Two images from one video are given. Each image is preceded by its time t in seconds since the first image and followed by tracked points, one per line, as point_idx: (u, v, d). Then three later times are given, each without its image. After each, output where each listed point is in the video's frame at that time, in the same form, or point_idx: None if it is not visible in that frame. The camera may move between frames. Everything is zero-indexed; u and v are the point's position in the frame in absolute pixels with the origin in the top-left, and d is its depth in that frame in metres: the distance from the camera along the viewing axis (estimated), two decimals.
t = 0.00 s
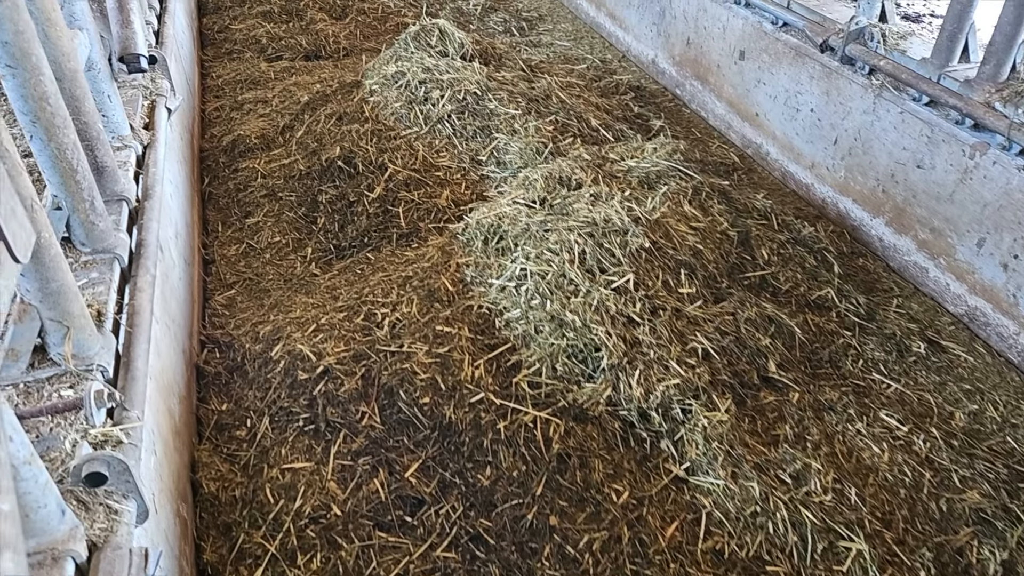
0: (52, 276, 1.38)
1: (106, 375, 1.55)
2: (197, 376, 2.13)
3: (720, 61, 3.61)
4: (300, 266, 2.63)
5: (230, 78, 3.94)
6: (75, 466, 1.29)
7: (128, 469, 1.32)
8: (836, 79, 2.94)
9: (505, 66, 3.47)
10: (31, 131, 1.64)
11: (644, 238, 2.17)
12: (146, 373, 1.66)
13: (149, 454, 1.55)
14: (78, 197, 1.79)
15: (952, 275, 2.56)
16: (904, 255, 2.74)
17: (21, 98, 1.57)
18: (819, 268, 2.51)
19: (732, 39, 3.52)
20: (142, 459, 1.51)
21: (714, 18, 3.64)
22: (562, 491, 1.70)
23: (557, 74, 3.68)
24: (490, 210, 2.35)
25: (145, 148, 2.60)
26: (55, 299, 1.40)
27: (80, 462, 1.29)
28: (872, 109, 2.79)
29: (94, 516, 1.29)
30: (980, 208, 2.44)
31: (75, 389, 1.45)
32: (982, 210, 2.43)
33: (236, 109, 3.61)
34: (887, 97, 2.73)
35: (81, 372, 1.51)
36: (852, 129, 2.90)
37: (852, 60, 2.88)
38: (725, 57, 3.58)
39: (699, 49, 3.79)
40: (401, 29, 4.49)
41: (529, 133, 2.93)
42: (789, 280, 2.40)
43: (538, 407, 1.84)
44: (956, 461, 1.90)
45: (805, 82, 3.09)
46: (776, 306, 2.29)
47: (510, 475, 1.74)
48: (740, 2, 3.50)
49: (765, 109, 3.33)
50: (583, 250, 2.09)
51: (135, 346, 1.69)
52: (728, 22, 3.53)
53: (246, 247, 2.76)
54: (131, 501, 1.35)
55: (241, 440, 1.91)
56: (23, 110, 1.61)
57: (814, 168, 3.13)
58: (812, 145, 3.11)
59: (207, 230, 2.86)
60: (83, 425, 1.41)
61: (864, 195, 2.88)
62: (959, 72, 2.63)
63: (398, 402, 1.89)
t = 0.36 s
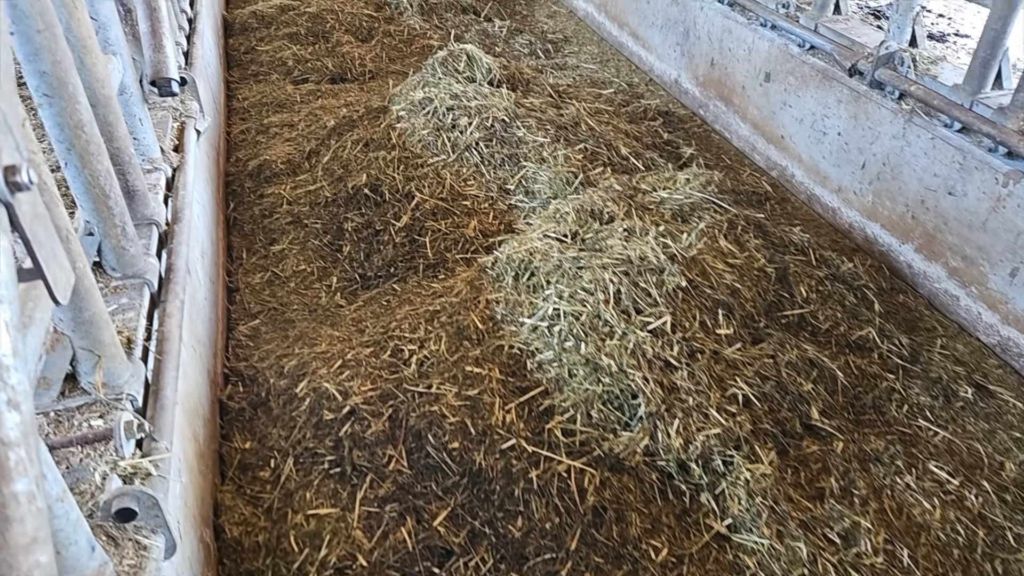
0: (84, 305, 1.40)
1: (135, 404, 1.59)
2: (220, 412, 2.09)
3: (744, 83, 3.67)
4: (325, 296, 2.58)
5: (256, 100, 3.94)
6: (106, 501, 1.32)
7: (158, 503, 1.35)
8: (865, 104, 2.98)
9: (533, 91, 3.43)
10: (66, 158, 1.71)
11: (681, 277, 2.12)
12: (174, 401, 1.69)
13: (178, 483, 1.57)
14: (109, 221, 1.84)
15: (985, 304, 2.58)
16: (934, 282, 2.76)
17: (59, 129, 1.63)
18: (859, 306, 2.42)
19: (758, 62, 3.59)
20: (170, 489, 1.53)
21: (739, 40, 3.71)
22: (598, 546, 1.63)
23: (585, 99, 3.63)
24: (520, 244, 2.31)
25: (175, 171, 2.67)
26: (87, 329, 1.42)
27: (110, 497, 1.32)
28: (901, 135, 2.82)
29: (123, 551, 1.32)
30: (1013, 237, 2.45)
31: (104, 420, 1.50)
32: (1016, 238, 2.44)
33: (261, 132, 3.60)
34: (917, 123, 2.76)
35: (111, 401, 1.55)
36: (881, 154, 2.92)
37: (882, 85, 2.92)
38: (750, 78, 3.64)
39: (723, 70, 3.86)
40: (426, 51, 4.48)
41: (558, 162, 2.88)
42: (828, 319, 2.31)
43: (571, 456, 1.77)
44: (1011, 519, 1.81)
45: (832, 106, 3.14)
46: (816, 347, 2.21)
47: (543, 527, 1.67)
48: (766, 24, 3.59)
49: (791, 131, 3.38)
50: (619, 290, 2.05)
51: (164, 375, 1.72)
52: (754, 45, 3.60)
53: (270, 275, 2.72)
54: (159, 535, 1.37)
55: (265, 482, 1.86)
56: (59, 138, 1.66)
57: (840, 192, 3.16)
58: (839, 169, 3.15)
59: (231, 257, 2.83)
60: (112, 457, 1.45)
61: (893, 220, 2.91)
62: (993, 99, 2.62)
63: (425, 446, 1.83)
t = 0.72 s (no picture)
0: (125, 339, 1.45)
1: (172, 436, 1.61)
2: (248, 452, 2.03)
3: (775, 109, 3.73)
4: (355, 331, 2.54)
5: (287, 126, 3.97)
6: (145, 539, 1.39)
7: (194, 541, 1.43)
8: (898, 133, 2.99)
9: (566, 122, 3.41)
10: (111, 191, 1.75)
11: (725, 321, 2.09)
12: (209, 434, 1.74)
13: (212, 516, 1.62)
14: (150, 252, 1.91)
15: None
16: (970, 315, 2.74)
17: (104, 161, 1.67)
18: (906, 351, 2.32)
19: (789, 88, 3.65)
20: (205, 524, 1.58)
21: (770, 66, 3.79)
22: None
23: (618, 129, 3.60)
24: (556, 285, 2.30)
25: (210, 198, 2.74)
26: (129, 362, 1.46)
27: (150, 535, 1.39)
28: (936, 165, 2.81)
29: None
30: None
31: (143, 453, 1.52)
32: None
33: (292, 159, 3.62)
34: (953, 154, 2.74)
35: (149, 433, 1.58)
36: (915, 184, 2.92)
37: (917, 114, 2.91)
38: (781, 104, 3.70)
39: (752, 97, 3.93)
40: (457, 77, 4.48)
41: (593, 196, 2.84)
42: (875, 365, 2.21)
43: (612, 513, 1.73)
44: None
45: (865, 134, 3.16)
46: (864, 396, 2.12)
47: None
48: (797, 50, 3.63)
49: (822, 159, 3.41)
50: (660, 336, 2.02)
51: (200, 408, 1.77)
52: (783, 70, 3.68)
53: (300, 307, 2.69)
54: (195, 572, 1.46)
55: (294, 528, 1.81)
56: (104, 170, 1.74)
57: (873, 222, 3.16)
58: (872, 198, 3.15)
59: (261, 287, 2.81)
60: (152, 492, 1.48)
61: (927, 251, 2.89)
62: None
63: (459, 496, 1.78)
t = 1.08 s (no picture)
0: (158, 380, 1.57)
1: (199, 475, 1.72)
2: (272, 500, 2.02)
3: (806, 141, 3.87)
4: (381, 372, 2.50)
5: (320, 159, 4.01)
6: None
7: None
8: (933, 170, 3.09)
9: (599, 161, 3.40)
10: (149, 230, 1.90)
11: (765, 377, 2.10)
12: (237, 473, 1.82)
13: (237, 555, 1.71)
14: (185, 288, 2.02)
15: None
16: (1008, 357, 2.82)
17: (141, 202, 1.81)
18: (956, 408, 2.20)
19: (820, 121, 3.77)
20: (231, 563, 1.67)
21: (801, 99, 3.93)
22: None
23: (652, 167, 3.58)
24: (589, 334, 2.31)
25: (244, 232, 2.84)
26: (166, 402, 1.57)
27: None
28: (972, 204, 2.92)
29: None
30: None
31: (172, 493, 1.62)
32: None
33: (325, 193, 3.64)
34: (989, 194, 2.85)
35: (178, 471, 1.69)
36: (950, 223, 3.02)
37: (951, 153, 3.00)
38: (812, 138, 3.83)
39: (784, 128, 4.05)
40: (490, 110, 4.51)
41: (626, 237, 2.81)
42: (923, 423, 2.11)
43: None
44: None
45: (899, 170, 3.27)
46: (912, 457, 2.01)
47: None
48: (829, 85, 3.74)
49: (855, 193, 3.52)
50: (697, 393, 2.04)
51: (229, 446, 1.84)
52: (816, 103, 3.80)
53: (328, 346, 2.66)
54: None
55: None
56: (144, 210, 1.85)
57: (907, 257, 3.26)
58: (906, 235, 3.25)
59: (291, 324, 2.80)
60: (179, 531, 1.57)
61: (963, 290, 2.99)
62: None
63: (489, 556, 1.79)
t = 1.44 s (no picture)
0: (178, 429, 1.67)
1: (215, 521, 1.80)
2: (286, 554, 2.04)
3: (831, 183, 4.44)
4: (399, 420, 2.47)
5: (346, 198, 4.07)
6: None
7: None
8: (958, 217, 3.54)
9: (623, 206, 3.47)
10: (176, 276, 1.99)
11: (794, 445, 2.18)
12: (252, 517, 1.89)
13: None
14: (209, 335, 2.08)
15: None
16: None
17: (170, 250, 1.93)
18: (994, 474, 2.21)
19: (843, 165, 4.36)
20: None
21: (824, 142, 4.54)
22: None
23: (678, 211, 3.57)
24: (612, 392, 2.39)
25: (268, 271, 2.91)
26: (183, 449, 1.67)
27: None
28: (998, 253, 3.33)
29: None
30: None
31: (187, 539, 1.72)
32: None
33: (348, 232, 3.67)
34: (1015, 242, 3.25)
35: (195, 516, 1.78)
36: (977, 271, 3.45)
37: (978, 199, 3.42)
38: (836, 180, 4.42)
39: (806, 169, 4.72)
40: (514, 150, 4.56)
41: (651, 286, 2.86)
42: (958, 489, 2.14)
43: None
44: None
45: (924, 216, 3.74)
46: (948, 527, 2.04)
47: None
48: (852, 128, 4.32)
49: (880, 237, 4.03)
50: (724, 460, 2.11)
51: (245, 490, 1.91)
52: (840, 146, 4.38)
53: (347, 391, 2.64)
54: None
55: None
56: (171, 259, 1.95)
57: (934, 301, 3.70)
58: (931, 279, 3.70)
59: (310, 368, 2.79)
60: None
61: (988, 338, 3.40)
62: None
63: None
